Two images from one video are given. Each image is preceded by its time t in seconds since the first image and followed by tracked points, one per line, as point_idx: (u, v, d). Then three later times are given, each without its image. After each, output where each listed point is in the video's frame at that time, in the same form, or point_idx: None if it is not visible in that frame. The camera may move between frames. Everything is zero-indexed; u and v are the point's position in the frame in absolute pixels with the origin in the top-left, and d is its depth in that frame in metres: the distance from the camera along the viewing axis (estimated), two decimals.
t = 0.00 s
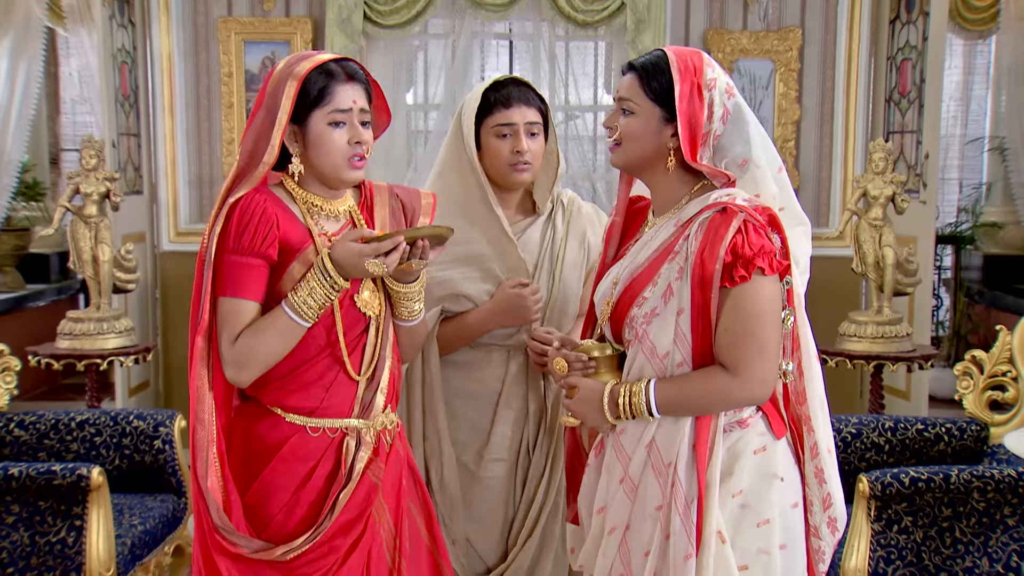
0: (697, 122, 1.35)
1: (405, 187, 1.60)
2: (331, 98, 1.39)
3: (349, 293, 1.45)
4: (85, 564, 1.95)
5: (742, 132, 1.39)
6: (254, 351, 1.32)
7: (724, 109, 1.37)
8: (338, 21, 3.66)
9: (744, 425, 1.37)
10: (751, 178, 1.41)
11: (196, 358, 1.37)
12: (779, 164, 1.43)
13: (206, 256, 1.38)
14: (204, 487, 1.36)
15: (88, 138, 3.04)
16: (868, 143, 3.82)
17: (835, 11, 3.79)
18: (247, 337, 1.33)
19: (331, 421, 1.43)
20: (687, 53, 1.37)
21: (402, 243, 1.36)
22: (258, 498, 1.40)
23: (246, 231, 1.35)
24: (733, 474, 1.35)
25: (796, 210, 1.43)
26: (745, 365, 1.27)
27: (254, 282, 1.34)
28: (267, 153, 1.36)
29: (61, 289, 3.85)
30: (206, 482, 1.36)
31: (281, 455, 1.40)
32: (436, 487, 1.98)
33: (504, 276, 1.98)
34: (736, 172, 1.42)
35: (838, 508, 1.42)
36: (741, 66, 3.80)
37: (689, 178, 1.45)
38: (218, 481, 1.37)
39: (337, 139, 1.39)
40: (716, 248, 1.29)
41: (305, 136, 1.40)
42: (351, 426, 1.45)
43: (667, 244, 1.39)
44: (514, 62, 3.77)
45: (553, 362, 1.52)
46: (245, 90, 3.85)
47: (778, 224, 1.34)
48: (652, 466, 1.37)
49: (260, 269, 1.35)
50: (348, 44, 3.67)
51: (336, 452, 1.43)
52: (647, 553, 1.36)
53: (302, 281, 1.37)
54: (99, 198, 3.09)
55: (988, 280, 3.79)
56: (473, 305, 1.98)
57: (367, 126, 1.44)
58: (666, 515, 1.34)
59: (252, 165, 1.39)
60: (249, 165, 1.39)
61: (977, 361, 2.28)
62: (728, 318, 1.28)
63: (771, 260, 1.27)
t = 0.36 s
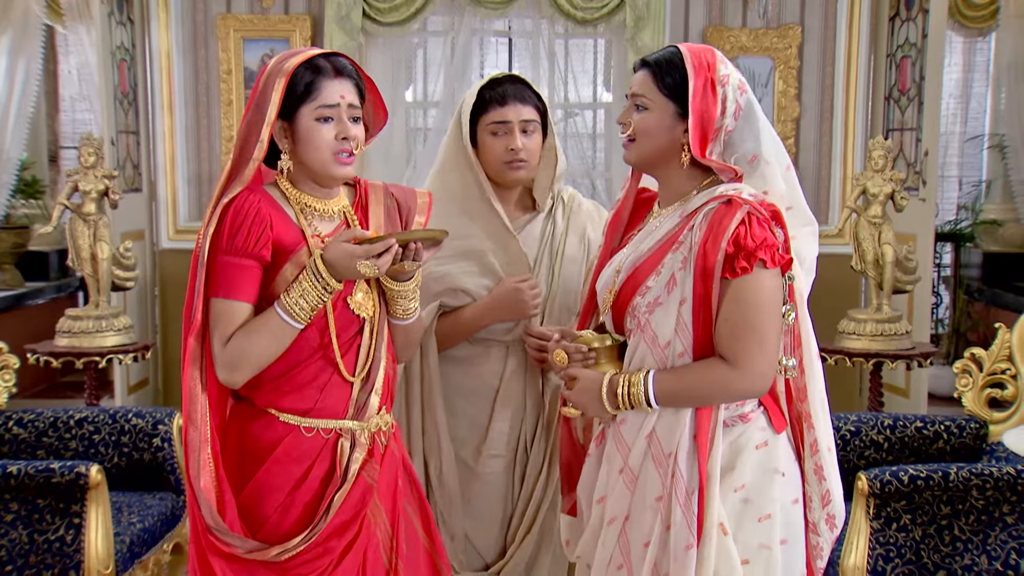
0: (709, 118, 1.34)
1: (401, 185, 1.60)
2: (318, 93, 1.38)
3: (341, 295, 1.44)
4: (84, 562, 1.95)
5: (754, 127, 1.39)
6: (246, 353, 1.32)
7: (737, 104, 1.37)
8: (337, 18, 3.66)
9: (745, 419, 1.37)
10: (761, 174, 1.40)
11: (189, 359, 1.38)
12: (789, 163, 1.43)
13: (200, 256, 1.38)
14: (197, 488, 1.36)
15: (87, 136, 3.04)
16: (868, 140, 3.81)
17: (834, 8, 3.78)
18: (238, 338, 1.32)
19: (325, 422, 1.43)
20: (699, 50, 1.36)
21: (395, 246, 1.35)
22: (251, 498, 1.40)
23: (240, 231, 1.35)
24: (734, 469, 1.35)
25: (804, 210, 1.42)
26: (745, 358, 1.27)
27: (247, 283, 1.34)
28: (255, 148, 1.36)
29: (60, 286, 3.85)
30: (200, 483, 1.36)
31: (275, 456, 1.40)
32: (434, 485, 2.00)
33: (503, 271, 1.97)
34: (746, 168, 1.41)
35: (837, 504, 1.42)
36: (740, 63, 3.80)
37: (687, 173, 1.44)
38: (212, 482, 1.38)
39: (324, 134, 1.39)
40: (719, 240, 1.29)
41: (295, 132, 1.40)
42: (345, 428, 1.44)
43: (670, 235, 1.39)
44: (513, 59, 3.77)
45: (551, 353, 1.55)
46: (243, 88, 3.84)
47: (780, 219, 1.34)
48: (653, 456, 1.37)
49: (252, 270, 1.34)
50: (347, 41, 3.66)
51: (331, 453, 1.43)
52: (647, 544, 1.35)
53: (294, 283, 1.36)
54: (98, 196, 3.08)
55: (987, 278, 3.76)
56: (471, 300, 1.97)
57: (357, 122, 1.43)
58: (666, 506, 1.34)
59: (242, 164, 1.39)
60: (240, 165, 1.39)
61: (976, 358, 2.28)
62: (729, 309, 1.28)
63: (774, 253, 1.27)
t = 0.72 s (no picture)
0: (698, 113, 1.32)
1: (405, 190, 1.59)
2: (319, 91, 1.38)
3: (339, 304, 1.43)
4: (86, 560, 1.95)
5: (751, 124, 1.34)
6: (241, 358, 1.32)
7: (729, 100, 1.32)
8: (339, 15, 3.65)
9: (750, 417, 1.37)
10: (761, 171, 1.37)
11: (185, 360, 1.37)
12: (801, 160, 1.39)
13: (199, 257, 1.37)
14: (191, 488, 1.36)
15: (88, 133, 3.03)
16: (870, 137, 3.81)
17: (837, 5, 3.77)
18: (234, 343, 1.33)
19: (321, 426, 1.43)
20: (702, 44, 1.35)
21: (393, 261, 1.35)
22: (247, 499, 1.40)
23: (241, 236, 1.35)
24: (738, 466, 1.35)
25: (820, 206, 1.39)
26: (748, 354, 1.26)
27: (245, 288, 1.34)
28: (253, 146, 1.37)
29: (62, 283, 3.96)
30: (195, 483, 1.36)
31: (269, 458, 1.40)
32: (432, 483, 1.98)
33: (502, 268, 1.98)
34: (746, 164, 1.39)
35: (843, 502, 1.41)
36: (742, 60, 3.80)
37: (685, 171, 1.44)
38: (207, 483, 1.37)
39: (326, 131, 1.39)
40: (721, 236, 1.29)
41: (297, 129, 1.40)
42: (340, 434, 1.44)
43: (675, 231, 1.38)
44: (515, 57, 3.76)
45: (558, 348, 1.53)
46: (245, 85, 3.84)
47: (785, 216, 1.34)
48: (657, 451, 1.36)
49: (251, 276, 1.34)
50: (349, 38, 3.66)
51: (326, 457, 1.43)
52: (650, 538, 1.36)
53: (292, 290, 1.36)
54: (100, 193, 3.08)
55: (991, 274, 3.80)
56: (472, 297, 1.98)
57: (359, 119, 1.43)
58: (670, 500, 1.34)
59: (241, 163, 1.39)
60: (240, 163, 1.39)
61: (979, 356, 2.27)
62: (732, 305, 1.27)
63: (777, 250, 1.27)
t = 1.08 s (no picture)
0: (696, 117, 1.32)
1: (408, 194, 1.59)
2: (322, 94, 1.38)
3: (338, 310, 1.44)
4: (87, 559, 1.95)
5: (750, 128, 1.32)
6: (239, 361, 1.32)
7: (726, 104, 1.31)
8: (340, 13, 3.64)
9: (748, 421, 1.36)
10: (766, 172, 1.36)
11: (186, 362, 1.36)
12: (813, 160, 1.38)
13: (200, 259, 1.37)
14: (191, 490, 1.36)
15: (89, 132, 3.03)
16: (872, 136, 3.80)
17: (839, 3, 3.76)
18: (231, 346, 1.32)
19: (320, 428, 1.43)
20: (702, 45, 1.34)
21: (394, 275, 1.35)
22: (246, 501, 1.40)
23: (243, 239, 1.35)
24: (735, 472, 1.35)
25: (833, 205, 1.39)
26: (739, 356, 1.26)
27: (244, 291, 1.34)
28: (255, 149, 1.37)
29: (64, 281, 3.96)
30: (194, 485, 1.36)
31: (268, 459, 1.40)
32: (430, 483, 1.97)
33: (501, 269, 1.98)
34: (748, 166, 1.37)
35: (846, 508, 1.40)
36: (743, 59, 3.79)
37: (683, 171, 1.44)
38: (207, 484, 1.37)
39: (328, 134, 1.39)
40: (712, 236, 1.29)
41: (299, 131, 1.40)
42: (339, 437, 1.44)
43: (672, 232, 1.39)
44: (516, 55, 3.76)
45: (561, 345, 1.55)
46: (246, 84, 3.84)
47: (781, 216, 1.33)
48: (655, 454, 1.37)
49: (251, 279, 1.35)
50: (350, 37, 3.66)
51: (325, 460, 1.43)
52: (648, 539, 1.36)
53: (291, 295, 1.36)
54: (101, 192, 3.08)
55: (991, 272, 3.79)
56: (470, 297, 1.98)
57: (362, 122, 1.43)
58: (666, 503, 1.34)
59: (244, 164, 1.39)
60: (242, 164, 1.40)
61: (981, 355, 2.26)
62: (724, 304, 1.27)
63: (770, 251, 1.26)
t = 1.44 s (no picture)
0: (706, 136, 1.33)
1: (403, 193, 1.59)
2: (320, 95, 1.38)
3: (336, 307, 1.43)
4: (85, 561, 1.95)
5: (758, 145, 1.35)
6: (238, 360, 1.32)
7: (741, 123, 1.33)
8: (339, 14, 3.65)
9: (750, 427, 1.36)
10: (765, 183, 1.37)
11: (183, 364, 1.36)
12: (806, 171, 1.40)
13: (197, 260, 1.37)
14: (193, 490, 1.36)
15: (87, 132, 3.02)
16: (870, 136, 3.80)
17: (837, 3, 3.76)
18: (230, 345, 1.33)
19: (322, 430, 1.43)
20: (713, 56, 1.33)
21: (390, 267, 1.36)
22: (248, 502, 1.40)
23: (239, 238, 1.35)
24: (736, 479, 1.35)
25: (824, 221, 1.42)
26: (739, 361, 1.26)
27: (241, 290, 1.34)
28: (253, 148, 1.37)
29: (62, 281, 3.96)
30: (195, 486, 1.36)
31: (270, 460, 1.40)
32: (424, 486, 1.97)
33: (496, 271, 1.98)
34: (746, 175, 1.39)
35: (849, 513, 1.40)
36: (742, 59, 3.79)
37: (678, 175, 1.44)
38: (207, 485, 1.37)
39: (326, 135, 1.38)
40: (708, 243, 1.29)
41: (296, 133, 1.40)
42: (341, 438, 1.44)
43: (667, 239, 1.39)
44: (514, 55, 3.76)
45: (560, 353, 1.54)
46: (245, 83, 3.83)
47: (777, 219, 1.33)
48: (656, 462, 1.37)
49: (248, 278, 1.35)
50: (348, 37, 3.66)
51: (327, 461, 1.43)
52: (649, 548, 1.35)
53: (289, 293, 1.35)
54: (99, 192, 3.08)
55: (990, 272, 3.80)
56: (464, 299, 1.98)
57: (360, 124, 1.43)
58: (668, 511, 1.34)
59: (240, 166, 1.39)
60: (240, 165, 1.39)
61: (978, 356, 2.26)
62: (723, 310, 1.27)
63: (767, 254, 1.26)
